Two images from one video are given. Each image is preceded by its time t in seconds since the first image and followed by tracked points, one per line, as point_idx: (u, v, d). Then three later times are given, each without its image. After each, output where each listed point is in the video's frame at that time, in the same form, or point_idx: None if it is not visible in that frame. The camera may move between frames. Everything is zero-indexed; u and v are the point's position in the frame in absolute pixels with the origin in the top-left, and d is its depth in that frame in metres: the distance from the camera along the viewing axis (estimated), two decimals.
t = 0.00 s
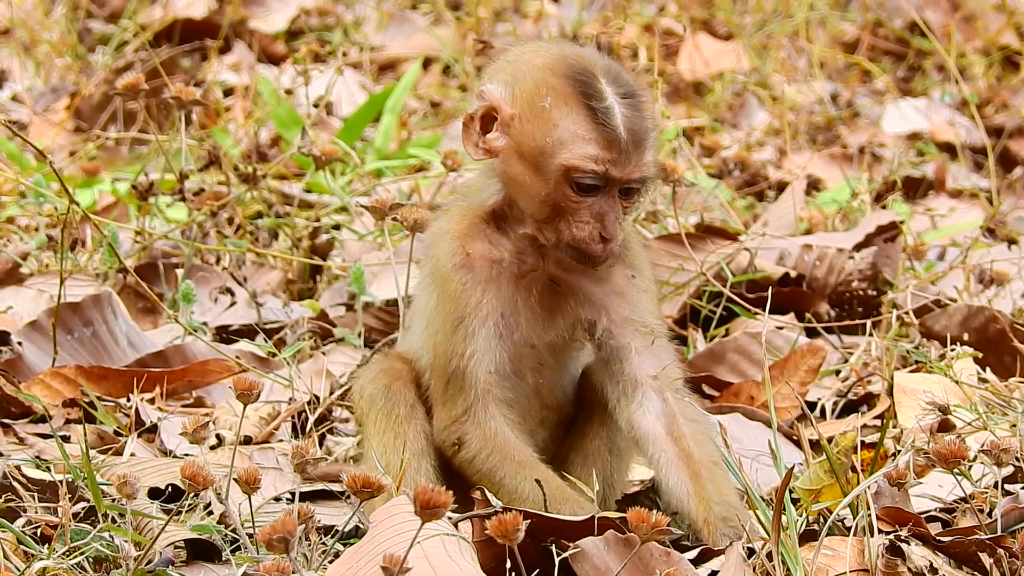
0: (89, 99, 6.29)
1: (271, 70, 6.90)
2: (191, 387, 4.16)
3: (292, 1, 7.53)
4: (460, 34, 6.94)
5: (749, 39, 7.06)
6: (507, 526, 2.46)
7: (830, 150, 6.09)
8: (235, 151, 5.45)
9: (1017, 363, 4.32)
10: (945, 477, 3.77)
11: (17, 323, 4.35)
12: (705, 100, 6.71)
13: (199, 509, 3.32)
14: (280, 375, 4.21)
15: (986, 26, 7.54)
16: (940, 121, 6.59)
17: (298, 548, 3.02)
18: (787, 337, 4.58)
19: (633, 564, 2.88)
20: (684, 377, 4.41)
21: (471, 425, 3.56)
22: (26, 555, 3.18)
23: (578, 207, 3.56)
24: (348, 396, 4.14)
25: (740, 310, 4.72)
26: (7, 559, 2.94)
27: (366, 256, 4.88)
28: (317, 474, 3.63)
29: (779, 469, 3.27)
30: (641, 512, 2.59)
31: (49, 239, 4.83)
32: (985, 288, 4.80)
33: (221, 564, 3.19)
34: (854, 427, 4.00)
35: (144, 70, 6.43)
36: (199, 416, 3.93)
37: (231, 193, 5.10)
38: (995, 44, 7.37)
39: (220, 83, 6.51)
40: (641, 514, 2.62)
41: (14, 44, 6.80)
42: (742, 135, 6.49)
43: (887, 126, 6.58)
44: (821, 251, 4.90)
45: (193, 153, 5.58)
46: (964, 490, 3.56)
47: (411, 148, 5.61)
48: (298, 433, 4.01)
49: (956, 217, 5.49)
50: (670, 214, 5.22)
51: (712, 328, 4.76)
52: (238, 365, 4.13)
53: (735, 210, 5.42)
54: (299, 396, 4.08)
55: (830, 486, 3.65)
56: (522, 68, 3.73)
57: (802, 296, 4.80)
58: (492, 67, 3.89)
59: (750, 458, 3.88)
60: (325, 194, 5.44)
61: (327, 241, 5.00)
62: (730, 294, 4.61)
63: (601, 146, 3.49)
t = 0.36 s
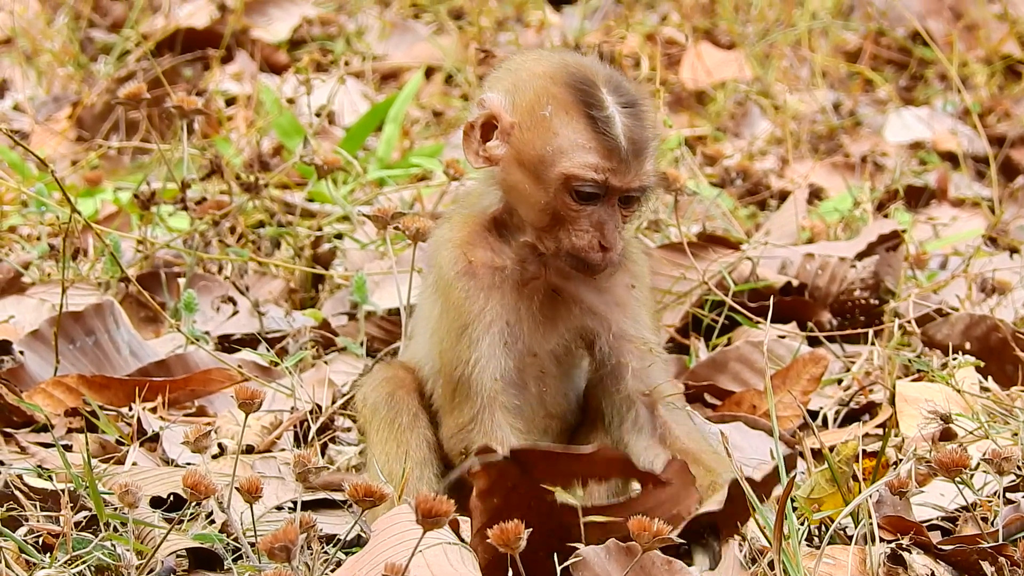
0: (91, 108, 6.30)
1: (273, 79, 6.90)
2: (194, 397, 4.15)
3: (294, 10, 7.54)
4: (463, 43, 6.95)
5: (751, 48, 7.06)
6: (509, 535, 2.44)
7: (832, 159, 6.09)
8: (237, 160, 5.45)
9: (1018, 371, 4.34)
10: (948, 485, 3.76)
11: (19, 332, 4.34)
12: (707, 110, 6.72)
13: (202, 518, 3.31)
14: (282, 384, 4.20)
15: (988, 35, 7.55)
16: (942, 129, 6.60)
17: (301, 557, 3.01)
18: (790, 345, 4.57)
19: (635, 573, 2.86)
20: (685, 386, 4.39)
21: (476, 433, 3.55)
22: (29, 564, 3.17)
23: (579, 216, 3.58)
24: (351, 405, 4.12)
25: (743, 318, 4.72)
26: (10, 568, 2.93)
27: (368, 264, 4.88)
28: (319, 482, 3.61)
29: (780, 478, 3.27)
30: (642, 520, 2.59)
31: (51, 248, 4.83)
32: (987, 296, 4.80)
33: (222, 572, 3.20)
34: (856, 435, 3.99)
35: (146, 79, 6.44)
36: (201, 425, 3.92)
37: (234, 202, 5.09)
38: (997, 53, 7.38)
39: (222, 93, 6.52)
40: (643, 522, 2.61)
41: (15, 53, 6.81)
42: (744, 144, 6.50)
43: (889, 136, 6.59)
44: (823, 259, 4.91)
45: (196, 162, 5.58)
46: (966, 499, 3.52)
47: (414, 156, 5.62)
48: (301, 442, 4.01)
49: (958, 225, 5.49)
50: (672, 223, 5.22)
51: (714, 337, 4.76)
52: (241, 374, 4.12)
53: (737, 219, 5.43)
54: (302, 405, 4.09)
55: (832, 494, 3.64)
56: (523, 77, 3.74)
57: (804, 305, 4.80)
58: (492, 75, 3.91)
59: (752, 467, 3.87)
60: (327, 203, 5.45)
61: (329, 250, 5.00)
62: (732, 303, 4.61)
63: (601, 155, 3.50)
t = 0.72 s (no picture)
0: (94, 112, 6.31)
1: (275, 84, 6.91)
2: (196, 401, 4.15)
3: (296, 14, 7.55)
4: (465, 47, 6.96)
5: (752, 52, 7.07)
6: (511, 539, 2.41)
7: (834, 163, 6.09)
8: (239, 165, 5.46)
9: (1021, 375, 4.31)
10: (949, 489, 3.77)
11: (21, 336, 4.34)
12: (709, 114, 6.72)
13: (203, 522, 3.30)
14: (284, 388, 4.20)
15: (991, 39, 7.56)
16: (944, 134, 6.60)
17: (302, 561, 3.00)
18: (792, 349, 4.60)
19: None
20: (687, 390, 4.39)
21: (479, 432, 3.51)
22: (30, 567, 3.17)
23: (569, 182, 3.70)
24: (352, 409, 4.10)
25: (744, 323, 4.71)
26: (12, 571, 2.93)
27: (370, 269, 4.90)
28: (321, 487, 3.60)
29: (782, 481, 3.26)
30: (644, 524, 2.58)
31: (53, 252, 4.84)
32: (989, 301, 4.81)
33: None
34: (857, 440, 3.99)
35: (148, 83, 6.45)
36: (202, 429, 3.91)
37: (236, 207, 5.09)
38: (999, 58, 7.39)
39: (224, 97, 6.53)
40: (644, 526, 2.60)
41: (18, 57, 6.83)
42: (746, 148, 6.50)
43: (892, 140, 6.59)
44: (825, 264, 4.88)
45: (198, 166, 5.59)
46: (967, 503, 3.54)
47: (416, 161, 5.62)
48: (302, 446, 4.00)
49: (960, 230, 5.50)
50: (674, 228, 5.23)
51: (716, 341, 4.76)
52: (242, 378, 4.11)
53: (740, 223, 5.44)
54: (302, 409, 4.08)
55: (833, 498, 3.62)
56: (494, 63, 3.94)
57: (806, 309, 4.79)
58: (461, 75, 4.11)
59: (754, 471, 3.86)
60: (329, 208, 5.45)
61: (331, 254, 5.00)
62: (733, 307, 4.60)
63: (583, 113, 3.71)
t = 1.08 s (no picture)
0: (95, 112, 6.31)
1: (277, 83, 6.90)
2: (197, 401, 4.15)
3: (297, 14, 7.55)
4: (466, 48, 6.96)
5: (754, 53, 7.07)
6: (513, 539, 2.41)
7: (835, 164, 6.10)
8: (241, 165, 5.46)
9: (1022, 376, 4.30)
10: (951, 490, 3.77)
11: (22, 336, 4.34)
12: (711, 115, 6.73)
13: (205, 522, 3.29)
14: (285, 388, 4.20)
15: (992, 41, 7.56)
16: (946, 135, 6.60)
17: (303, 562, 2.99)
18: (794, 351, 4.60)
19: None
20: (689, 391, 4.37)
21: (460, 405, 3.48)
22: (33, 567, 3.17)
23: (533, 134, 3.78)
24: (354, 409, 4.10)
25: (746, 323, 4.72)
26: (14, 571, 2.92)
27: (372, 270, 4.81)
28: (323, 487, 3.59)
29: (784, 483, 3.23)
30: (647, 524, 2.58)
31: (54, 252, 4.84)
32: (991, 302, 4.81)
33: None
34: (860, 441, 3.99)
35: (149, 83, 6.45)
36: (205, 429, 3.90)
37: (237, 207, 5.09)
38: (1001, 59, 7.39)
39: (225, 97, 6.53)
40: (647, 526, 2.60)
41: (19, 58, 6.83)
42: (747, 149, 6.51)
43: (893, 141, 6.59)
44: (827, 265, 4.89)
45: (199, 166, 5.59)
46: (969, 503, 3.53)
47: (417, 161, 5.62)
48: (304, 446, 4.00)
49: (961, 231, 5.50)
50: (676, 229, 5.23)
51: (718, 342, 4.76)
52: (244, 378, 4.10)
53: (742, 224, 5.44)
54: (304, 409, 4.07)
55: (835, 499, 3.64)
56: (442, 49, 4.07)
57: (807, 310, 4.79)
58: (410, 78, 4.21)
59: (756, 471, 3.85)
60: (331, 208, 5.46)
61: (333, 254, 5.00)
62: (735, 308, 4.60)
63: (536, 67, 3.85)
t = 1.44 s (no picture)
0: (97, 112, 6.32)
1: (279, 83, 6.90)
2: (200, 400, 4.14)
3: (299, 14, 7.55)
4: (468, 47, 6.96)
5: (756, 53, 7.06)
6: (517, 539, 2.41)
7: (837, 164, 6.11)
8: (243, 164, 5.46)
9: None
10: (954, 490, 3.76)
11: (25, 335, 4.33)
12: (713, 115, 6.73)
13: (208, 521, 3.28)
14: (288, 388, 4.19)
15: (994, 41, 7.57)
16: (948, 135, 6.60)
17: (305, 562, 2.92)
18: (797, 351, 4.58)
19: None
20: (692, 391, 4.37)
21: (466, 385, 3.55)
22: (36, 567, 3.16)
23: (542, 129, 3.84)
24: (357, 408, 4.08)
25: (749, 322, 4.72)
26: (18, 569, 2.92)
27: (375, 269, 4.92)
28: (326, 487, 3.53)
29: (787, 483, 3.22)
30: (651, 525, 2.58)
31: (56, 251, 4.84)
32: (993, 302, 4.82)
33: None
34: (863, 441, 3.99)
35: (151, 83, 6.45)
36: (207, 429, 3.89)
37: (240, 206, 5.09)
38: (1002, 59, 7.39)
39: (227, 97, 6.53)
40: (650, 527, 2.61)
41: (21, 57, 6.83)
42: (749, 149, 6.51)
43: (895, 141, 6.60)
44: (829, 265, 4.88)
45: (201, 165, 5.59)
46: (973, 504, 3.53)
47: (419, 161, 5.62)
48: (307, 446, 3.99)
49: (964, 230, 5.51)
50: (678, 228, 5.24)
51: (721, 342, 4.76)
52: (247, 378, 4.09)
53: (744, 224, 5.45)
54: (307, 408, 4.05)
55: (838, 499, 3.63)
56: (446, 51, 4.09)
57: (811, 310, 4.78)
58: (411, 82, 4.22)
59: (759, 471, 3.85)
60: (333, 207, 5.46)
61: (335, 254, 5.00)
62: (739, 308, 4.60)
63: (542, 63, 3.90)
